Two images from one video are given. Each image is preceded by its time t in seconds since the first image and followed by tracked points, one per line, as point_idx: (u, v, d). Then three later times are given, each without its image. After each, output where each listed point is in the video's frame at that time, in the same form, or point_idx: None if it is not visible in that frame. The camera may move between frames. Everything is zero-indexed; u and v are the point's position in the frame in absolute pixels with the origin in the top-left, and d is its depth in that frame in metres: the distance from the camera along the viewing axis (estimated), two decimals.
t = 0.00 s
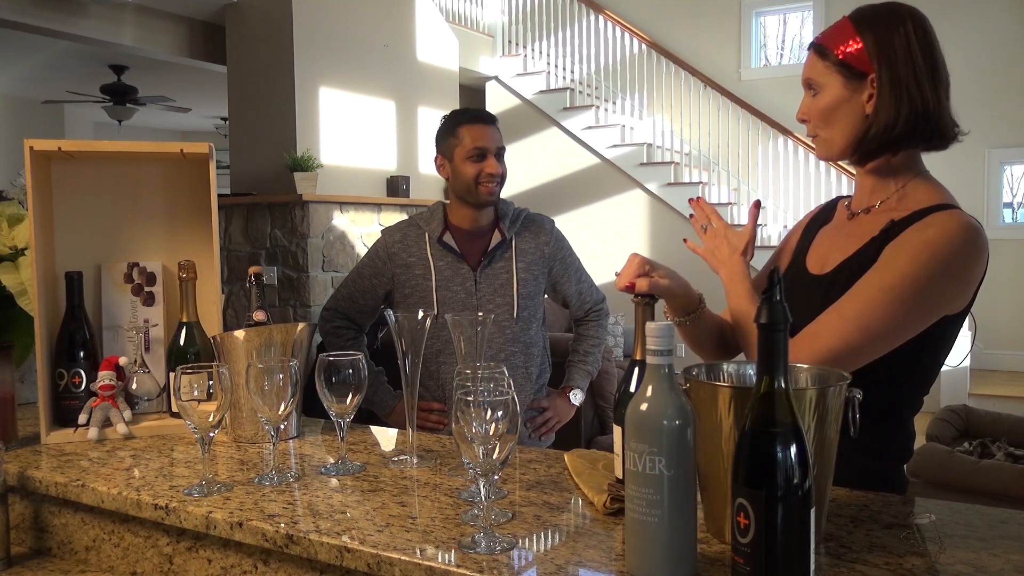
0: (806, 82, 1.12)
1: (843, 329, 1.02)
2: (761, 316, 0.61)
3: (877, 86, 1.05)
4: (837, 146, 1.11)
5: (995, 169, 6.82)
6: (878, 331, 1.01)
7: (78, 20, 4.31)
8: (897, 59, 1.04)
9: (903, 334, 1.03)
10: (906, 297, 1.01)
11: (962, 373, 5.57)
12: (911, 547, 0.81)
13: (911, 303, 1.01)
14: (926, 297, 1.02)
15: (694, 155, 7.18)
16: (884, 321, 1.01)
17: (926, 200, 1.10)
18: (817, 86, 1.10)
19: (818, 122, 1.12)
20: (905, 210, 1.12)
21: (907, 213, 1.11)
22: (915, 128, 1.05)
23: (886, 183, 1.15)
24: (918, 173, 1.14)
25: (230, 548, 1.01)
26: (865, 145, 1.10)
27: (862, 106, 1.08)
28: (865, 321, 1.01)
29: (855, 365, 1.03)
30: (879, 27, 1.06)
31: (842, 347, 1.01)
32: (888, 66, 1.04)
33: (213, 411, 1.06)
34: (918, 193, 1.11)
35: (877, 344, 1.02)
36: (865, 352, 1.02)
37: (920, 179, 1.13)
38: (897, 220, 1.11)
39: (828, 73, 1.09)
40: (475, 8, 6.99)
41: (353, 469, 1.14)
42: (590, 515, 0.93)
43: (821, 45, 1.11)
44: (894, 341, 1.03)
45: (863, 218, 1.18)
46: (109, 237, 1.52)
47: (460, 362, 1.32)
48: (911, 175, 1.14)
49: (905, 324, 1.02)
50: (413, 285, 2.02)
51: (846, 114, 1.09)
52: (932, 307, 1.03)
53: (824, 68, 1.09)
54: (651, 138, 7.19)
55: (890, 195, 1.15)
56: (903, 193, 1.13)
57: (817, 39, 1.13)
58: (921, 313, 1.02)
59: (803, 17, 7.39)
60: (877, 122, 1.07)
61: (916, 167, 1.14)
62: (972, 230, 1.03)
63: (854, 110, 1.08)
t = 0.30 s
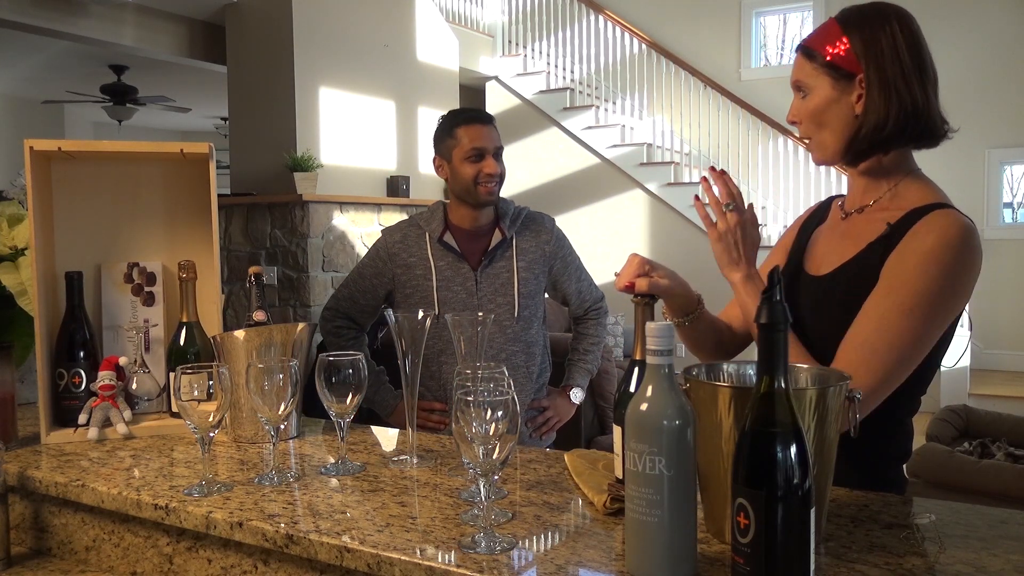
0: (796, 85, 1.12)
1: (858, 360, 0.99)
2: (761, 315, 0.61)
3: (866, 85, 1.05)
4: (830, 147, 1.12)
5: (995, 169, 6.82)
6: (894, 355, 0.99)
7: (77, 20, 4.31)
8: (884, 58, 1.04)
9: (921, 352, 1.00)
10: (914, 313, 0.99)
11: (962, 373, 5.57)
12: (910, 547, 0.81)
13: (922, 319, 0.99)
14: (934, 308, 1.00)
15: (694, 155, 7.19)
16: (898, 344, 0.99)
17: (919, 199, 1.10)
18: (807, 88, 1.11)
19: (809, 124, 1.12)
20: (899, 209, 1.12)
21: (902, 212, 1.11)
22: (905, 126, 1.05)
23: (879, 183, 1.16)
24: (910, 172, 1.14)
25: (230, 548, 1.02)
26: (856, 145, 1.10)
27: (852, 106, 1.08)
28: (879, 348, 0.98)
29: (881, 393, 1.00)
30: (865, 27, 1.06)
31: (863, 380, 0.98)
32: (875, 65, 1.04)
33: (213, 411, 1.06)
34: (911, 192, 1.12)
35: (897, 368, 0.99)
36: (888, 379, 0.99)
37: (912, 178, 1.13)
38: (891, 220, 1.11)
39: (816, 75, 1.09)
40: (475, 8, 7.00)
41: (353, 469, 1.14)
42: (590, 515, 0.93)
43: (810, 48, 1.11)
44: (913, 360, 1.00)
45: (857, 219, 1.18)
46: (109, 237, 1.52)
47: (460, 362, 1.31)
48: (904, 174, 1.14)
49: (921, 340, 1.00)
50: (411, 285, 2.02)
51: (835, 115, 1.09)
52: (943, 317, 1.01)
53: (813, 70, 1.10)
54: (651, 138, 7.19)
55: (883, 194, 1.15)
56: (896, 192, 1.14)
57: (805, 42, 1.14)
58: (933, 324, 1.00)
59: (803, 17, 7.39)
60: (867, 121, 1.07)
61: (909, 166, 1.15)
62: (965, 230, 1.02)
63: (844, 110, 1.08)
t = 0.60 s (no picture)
0: (792, 80, 1.12)
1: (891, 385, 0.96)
2: (761, 315, 0.61)
3: (859, 83, 1.05)
4: (821, 145, 1.12)
5: (995, 169, 6.82)
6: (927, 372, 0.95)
7: (78, 20, 4.31)
8: (879, 57, 1.04)
9: (955, 363, 0.96)
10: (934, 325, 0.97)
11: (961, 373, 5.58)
12: (910, 547, 0.81)
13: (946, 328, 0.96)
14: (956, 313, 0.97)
15: (694, 154, 7.19)
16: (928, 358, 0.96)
17: (916, 199, 1.10)
18: (802, 84, 1.11)
19: (803, 121, 1.12)
20: (896, 210, 1.11)
21: (901, 213, 1.10)
22: (896, 126, 1.05)
23: (875, 182, 1.16)
24: (906, 171, 1.14)
25: (230, 548, 1.02)
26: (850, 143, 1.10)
27: (844, 104, 1.08)
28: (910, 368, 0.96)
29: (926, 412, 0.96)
30: (862, 25, 1.05)
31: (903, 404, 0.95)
32: (869, 64, 1.04)
33: (213, 411, 1.06)
34: (908, 192, 1.12)
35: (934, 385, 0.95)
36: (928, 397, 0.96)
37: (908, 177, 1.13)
38: (890, 220, 1.11)
39: (811, 71, 1.09)
40: (475, 8, 7.00)
41: (353, 469, 1.14)
42: (590, 515, 0.93)
43: (807, 44, 1.11)
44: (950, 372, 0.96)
45: (853, 219, 1.18)
46: (108, 237, 1.52)
47: (460, 362, 1.31)
48: (901, 174, 1.14)
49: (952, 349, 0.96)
50: (411, 285, 2.02)
51: (829, 113, 1.09)
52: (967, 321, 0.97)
53: (808, 67, 1.10)
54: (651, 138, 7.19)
55: (879, 194, 1.15)
56: (892, 192, 1.13)
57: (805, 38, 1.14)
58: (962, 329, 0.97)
59: (803, 17, 7.40)
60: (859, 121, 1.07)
61: (904, 165, 1.15)
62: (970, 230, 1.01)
63: (836, 108, 1.09)
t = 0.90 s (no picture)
0: (792, 78, 1.12)
1: (868, 365, 0.96)
2: (761, 315, 0.61)
3: (862, 82, 1.05)
4: (821, 144, 1.12)
5: (995, 169, 6.82)
6: (909, 360, 0.96)
7: (78, 20, 4.31)
8: (882, 55, 1.04)
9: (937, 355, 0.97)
10: (924, 316, 0.97)
11: (961, 372, 5.58)
12: (910, 548, 0.81)
13: (934, 322, 0.97)
14: (946, 309, 0.97)
15: (693, 154, 7.19)
16: (911, 347, 0.96)
17: (918, 199, 1.10)
18: (803, 82, 1.11)
19: (803, 120, 1.12)
20: (897, 210, 1.11)
21: (902, 213, 1.10)
22: (899, 125, 1.05)
23: (874, 182, 1.16)
24: (904, 172, 1.14)
25: (230, 548, 1.01)
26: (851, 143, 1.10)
27: (846, 102, 1.08)
28: (893, 352, 0.96)
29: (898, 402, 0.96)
30: (865, 23, 1.05)
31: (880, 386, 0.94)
32: (872, 62, 1.04)
33: (213, 411, 1.06)
34: (906, 193, 1.12)
35: (912, 375, 0.96)
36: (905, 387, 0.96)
37: (906, 178, 1.13)
38: (890, 220, 1.11)
39: (813, 69, 1.09)
40: (476, 8, 7.00)
41: (353, 469, 1.14)
42: (590, 514, 0.93)
43: (807, 43, 1.11)
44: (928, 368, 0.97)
45: (852, 219, 1.18)
46: (108, 236, 1.52)
47: (460, 362, 1.31)
48: (899, 175, 1.14)
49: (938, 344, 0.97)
50: (410, 285, 2.02)
51: (830, 111, 1.09)
52: (956, 320, 0.98)
53: (810, 65, 1.10)
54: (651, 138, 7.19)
55: (878, 194, 1.15)
56: (892, 191, 1.14)
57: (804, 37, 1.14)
58: (950, 327, 0.97)
59: (803, 17, 7.39)
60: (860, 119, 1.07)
61: (903, 166, 1.15)
62: (973, 231, 1.00)
63: (837, 107, 1.08)
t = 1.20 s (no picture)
0: (794, 81, 1.10)
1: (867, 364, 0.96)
2: (761, 316, 0.61)
3: (871, 79, 1.05)
4: (830, 145, 1.11)
5: (995, 169, 6.82)
6: (907, 361, 0.96)
7: (78, 20, 4.31)
8: (888, 53, 1.03)
9: (937, 354, 0.97)
10: (923, 316, 0.97)
11: (961, 373, 5.59)
12: (910, 548, 0.81)
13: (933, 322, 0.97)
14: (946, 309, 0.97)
15: (694, 154, 7.19)
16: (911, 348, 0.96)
17: (919, 200, 1.10)
18: (807, 84, 1.09)
19: (809, 122, 1.11)
20: (900, 210, 1.11)
21: (904, 213, 1.10)
22: (909, 120, 1.04)
23: (875, 181, 1.15)
24: (906, 172, 1.14)
25: (230, 548, 1.01)
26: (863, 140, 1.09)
27: (855, 100, 1.07)
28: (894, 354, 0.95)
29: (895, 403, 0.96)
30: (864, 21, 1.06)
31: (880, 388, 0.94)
32: (879, 57, 1.04)
33: (213, 411, 1.06)
34: (910, 194, 1.11)
35: (910, 376, 0.96)
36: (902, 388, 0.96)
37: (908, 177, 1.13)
38: (892, 219, 1.11)
39: (818, 70, 1.08)
40: (476, 8, 7.00)
41: (353, 470, 1.14)
42: (590, 515, 0.93)
43: (805, 44, 1.10)
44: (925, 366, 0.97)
45: (853, 218, 1.18)
46: (108, 236, 1.52)
47: (460, 362, 1.31)
48: (902, 174, 1.14)
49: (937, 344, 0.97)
50: (410, 285, 2.02)
51: (837, 111, 1.08)
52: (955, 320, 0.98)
53: (812, 66, 1.08)
54: (651, 138, 7.18)
55: (881, 193, 1.15)
56: (898, 189, 1.13)
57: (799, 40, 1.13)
58: (949, 327, 0.97)
59: (804, 17, 7.39)
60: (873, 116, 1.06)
61: (904, 165, 1.14)
62: (974, 231, 1.00)
63: (846, 105, 1.07)
